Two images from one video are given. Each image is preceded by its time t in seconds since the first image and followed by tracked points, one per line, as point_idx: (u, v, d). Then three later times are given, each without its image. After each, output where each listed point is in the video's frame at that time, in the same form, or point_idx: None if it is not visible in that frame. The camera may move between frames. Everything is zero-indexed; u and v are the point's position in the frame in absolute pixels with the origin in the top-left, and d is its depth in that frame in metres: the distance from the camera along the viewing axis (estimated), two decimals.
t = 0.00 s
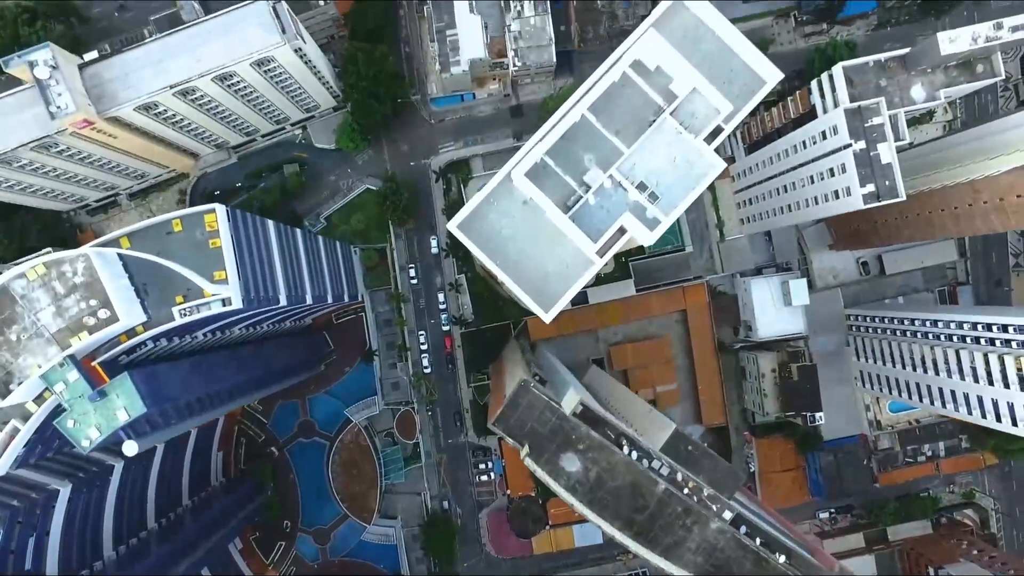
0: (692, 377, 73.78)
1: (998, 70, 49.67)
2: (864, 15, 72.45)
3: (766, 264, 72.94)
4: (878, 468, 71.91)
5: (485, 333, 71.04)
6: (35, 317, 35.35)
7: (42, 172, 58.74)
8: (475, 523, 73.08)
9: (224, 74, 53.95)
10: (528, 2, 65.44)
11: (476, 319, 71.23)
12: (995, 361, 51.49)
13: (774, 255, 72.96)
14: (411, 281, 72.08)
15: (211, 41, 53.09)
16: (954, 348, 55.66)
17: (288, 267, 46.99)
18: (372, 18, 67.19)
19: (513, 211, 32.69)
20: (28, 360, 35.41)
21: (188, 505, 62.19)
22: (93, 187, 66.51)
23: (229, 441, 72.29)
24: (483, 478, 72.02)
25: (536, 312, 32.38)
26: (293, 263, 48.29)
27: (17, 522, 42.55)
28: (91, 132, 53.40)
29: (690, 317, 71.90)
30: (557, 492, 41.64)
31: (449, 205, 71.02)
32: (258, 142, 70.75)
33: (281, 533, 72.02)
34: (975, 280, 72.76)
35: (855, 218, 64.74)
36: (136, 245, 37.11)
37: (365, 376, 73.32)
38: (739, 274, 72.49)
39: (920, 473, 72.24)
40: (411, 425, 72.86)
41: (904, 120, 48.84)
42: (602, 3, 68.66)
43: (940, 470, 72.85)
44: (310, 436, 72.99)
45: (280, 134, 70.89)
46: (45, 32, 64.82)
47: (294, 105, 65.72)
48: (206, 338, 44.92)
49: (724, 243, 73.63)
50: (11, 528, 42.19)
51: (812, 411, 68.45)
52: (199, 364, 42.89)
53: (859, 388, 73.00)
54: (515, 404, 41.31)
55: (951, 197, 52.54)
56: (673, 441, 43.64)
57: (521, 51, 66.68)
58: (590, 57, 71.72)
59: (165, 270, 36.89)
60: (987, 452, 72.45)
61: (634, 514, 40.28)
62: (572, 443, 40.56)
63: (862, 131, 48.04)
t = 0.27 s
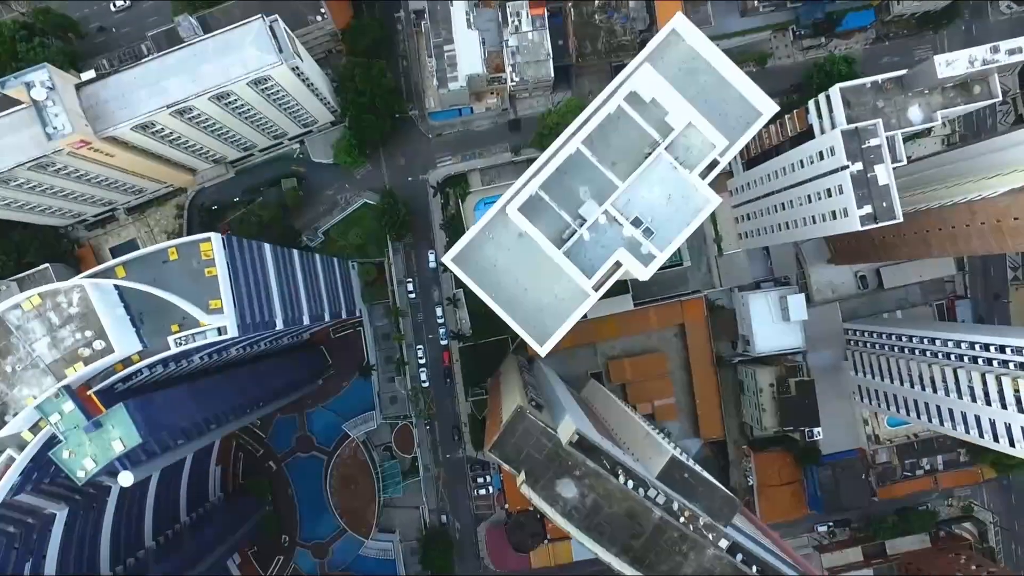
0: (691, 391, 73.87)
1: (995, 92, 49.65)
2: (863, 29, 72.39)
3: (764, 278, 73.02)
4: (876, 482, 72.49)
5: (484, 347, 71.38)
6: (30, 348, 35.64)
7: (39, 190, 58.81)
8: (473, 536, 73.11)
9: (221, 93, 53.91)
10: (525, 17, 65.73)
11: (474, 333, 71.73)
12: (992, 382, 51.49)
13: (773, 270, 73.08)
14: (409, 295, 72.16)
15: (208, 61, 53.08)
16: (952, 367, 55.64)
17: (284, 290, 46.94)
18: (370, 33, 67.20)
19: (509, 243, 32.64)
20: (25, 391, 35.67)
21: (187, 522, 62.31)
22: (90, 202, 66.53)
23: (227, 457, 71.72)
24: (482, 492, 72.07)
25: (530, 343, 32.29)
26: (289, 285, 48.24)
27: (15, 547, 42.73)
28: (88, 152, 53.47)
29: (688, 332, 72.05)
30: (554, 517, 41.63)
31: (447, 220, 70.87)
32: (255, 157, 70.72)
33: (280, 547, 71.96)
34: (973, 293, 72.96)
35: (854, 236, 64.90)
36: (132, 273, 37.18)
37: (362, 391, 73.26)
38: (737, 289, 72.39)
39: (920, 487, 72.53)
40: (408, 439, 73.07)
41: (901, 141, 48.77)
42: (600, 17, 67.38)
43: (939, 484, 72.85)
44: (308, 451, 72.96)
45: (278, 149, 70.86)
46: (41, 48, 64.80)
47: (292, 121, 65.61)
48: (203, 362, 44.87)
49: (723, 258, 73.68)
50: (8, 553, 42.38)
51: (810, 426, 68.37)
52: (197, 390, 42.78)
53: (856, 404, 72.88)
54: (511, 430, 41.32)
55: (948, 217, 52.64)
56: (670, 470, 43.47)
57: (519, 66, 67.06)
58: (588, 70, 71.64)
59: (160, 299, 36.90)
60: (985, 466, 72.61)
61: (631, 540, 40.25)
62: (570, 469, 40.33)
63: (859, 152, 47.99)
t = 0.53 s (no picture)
0: (688, 407, 73.94)
1: (992, 116, 49.49)
2: (860, 46, 72.57)
3: (762, 295, 72.83)
4: (875, 498, 72.18)
5: (482, 362, 71.63)
6: (23, 385, 35.99)
7: (35, 210, 58.76)
8: (471, 552, 73.07)
9: (217, 115, 53.88)
10: (523, 35, 65.72)
11: (470, 349, 72.05)
12: (988, 406, 51.50)
13: (770, 286, 73.01)
14: (407, 312, 72.24)
15: (204, 84, 52.99)
16: (949, 390, 55.67)
17: (280, 318, 46.85)
18: (366, 52, 66.88)
19: (503, 283, 32.49)
20: (18, 427, 35.94)
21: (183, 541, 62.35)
22: (87, 221, 66.47)
23: (224, 474, 70.82)
24: (479, 508, 72.02)
25: (524, 382, 32.21)
26: (285, 311, 48.21)
27: None
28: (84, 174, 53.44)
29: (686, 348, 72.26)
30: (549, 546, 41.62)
31: (444, 237, 70.96)
32: (252, 174, 70.72)
33: (277, 565, 71.48)
34: (971, 309, 72.95)
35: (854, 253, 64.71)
36: (125, 307, 37.08)
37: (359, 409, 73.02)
38: (735, 306, 72.11)
39: (918, 503, 72.42)
40: (405, 456, 72.90)
41: (897, 167, 48.74)
42: (597, 35, 67.16)
43: (937, 500, 72.88)
44: (305, 468, 72.77)
45: (275, 166, 70.82)
46: (38, 67, 64.84)
47: (289, 139, 65.52)
48: (197, 390, 44.69)
49: (720, 275, 72.88)
50: None
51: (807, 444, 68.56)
52: (192, 420, 42.56)
53: (853, 420, 72.77)
54: (506, 460, 41.16)
55: (944, 240, 52.68)
56: (668, 498, 41.70)
57: (516, 84, 66.69)
58: (586, 87, 71.73)
59: (154, 332, 36.72)
60: (984, 482, 72.17)
61: (626, 570, 40.22)
62: (565, 498, 40.10)
63: (855, 177, 47.95)
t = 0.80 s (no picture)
0: (686, 422, 73.81)
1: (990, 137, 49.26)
2: (858, 60, 72.66)
3: (760, 309, 72.70)
4: (873, 512, 72.09)
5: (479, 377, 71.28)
6: (18, 416, 35.83)
7: (32, 228, 58.66)
8: (469, 566, 72.98)
9: (215, 135, 53.76)
10: (520, 50, 65.49)
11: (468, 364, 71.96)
12: (985, 426, 51.53)
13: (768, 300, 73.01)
14: (405, 327, 72.20)
15: (201, 104, 52.81)
16: (947, 409, 55.70)
17: (276, 340, 46.76)
18: (364, 68, 66.73)
19: (499, 316, 32.32)
20: (13, 457, 35.78)
21: (181, 558, 62.28)
22: (85, 236, 66.48)
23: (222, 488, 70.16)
24: (477, 522, 71.80)
25: (519, 416, 31.97)
26: (282, 333, 48.07)
27: None
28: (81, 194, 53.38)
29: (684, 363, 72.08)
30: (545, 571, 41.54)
31: (443, 251, 70.93)
32: (250, 189, 70.68)
33: None
34: (969, 322, 72.97)
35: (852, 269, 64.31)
36: (121, 336, 37.11)
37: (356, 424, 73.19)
38: (733, 320, 72.38)
39: (916, 516, 71.88)
40: (404, 472, 73.25)
41: (895, 188, 48.61)
42: (595, 50, 66.96)
43: (935, 514, 72.08)
44: (303, 482, 72.93)
45: (273, 181, 70.78)
46: (36, 83, 64.82)
47: (286, 155, 65.37)
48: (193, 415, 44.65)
49: (717, 289, 73.19)
50: None
51: (805, 459, 68.64)
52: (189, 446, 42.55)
53: (852, 434, 72.75)
54: (503, 487, 41.15)
55: (942, 260, 52.64)
56: (665, 525, 41.19)
57: (514, 100, 66.58)
58: (584, 101, 71.72)
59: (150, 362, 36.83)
60: (982, 496, 72.00)
61: None
62: (562, 525, 40.03)
63: (852, 200, 47.87)
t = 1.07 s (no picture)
0: (684, 435, 73.79)
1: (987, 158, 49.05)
2: (857, 73, 72.66)
3: (758, 323, 72.54)
4: (870, 525, 72.06)
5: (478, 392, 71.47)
6: (13, 446, 35.97)
7: (29, 246, 58.77)
8: None
9: (211, 154, 53.76)
10: (518, 65, 65.57)
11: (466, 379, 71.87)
12: (982, 447, 51.50)
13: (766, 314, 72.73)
14: (403, 341, 72.19)
15: (198, 124, 52.77)
16: (944, 427, 55.69)
17: (274, 362, 46.90)
18: (362, 84, 66.58)
19: (494, 349, 32.43)
20: (8, 488, 35.85)
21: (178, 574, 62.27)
22: (82, 251, 66.46)
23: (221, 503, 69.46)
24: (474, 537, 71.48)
25: (514, 450, 31.86)
26: (278, 356, 48.04)
27: None
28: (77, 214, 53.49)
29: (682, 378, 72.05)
30: None
31: (440, 266, 70.97)
32: (248, 204, 70.70)
33: None
34: (967, 336, 72.93)
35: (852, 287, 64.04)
36: (116, 364, 37.07)
37: (353, 439, 72.97)
38: (731, 335, 72.33)
39: (914, 530, 71.60)
40: (401, 486, 73.00)
41: (892, 210, 48.58)
42: (592, 65, 67.01)
43: (933, 527, 72.14)
44: (301, 496, 72.72)
45: (271, 196, 70.78)
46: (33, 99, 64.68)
47: (283, 171, 65.31)
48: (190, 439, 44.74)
49: (716, 304, 73.64)
50: None
51: (802, 475, 68.72)
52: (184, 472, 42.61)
53: (850, 447, 72.84)
54: (498, 512, 41.22)
55: (939, 279, 52.57)
56: (660, 551, 41.06)
57: (511, 115, 66.55)
58: (581, 115, 71.62)
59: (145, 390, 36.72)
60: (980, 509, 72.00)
61: None
62: (558, 551, 40.04)
63: (849, 222, 47.82)
